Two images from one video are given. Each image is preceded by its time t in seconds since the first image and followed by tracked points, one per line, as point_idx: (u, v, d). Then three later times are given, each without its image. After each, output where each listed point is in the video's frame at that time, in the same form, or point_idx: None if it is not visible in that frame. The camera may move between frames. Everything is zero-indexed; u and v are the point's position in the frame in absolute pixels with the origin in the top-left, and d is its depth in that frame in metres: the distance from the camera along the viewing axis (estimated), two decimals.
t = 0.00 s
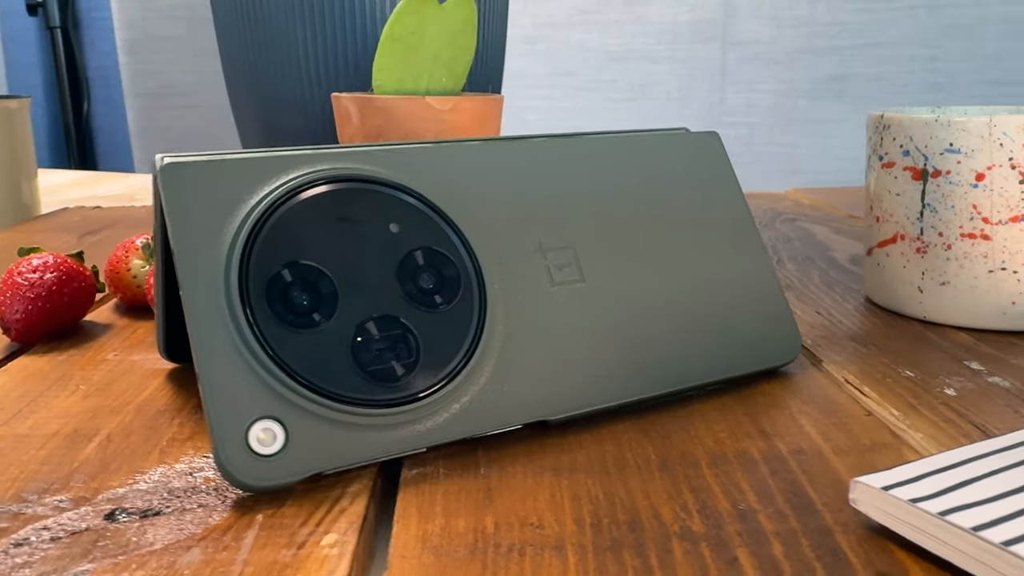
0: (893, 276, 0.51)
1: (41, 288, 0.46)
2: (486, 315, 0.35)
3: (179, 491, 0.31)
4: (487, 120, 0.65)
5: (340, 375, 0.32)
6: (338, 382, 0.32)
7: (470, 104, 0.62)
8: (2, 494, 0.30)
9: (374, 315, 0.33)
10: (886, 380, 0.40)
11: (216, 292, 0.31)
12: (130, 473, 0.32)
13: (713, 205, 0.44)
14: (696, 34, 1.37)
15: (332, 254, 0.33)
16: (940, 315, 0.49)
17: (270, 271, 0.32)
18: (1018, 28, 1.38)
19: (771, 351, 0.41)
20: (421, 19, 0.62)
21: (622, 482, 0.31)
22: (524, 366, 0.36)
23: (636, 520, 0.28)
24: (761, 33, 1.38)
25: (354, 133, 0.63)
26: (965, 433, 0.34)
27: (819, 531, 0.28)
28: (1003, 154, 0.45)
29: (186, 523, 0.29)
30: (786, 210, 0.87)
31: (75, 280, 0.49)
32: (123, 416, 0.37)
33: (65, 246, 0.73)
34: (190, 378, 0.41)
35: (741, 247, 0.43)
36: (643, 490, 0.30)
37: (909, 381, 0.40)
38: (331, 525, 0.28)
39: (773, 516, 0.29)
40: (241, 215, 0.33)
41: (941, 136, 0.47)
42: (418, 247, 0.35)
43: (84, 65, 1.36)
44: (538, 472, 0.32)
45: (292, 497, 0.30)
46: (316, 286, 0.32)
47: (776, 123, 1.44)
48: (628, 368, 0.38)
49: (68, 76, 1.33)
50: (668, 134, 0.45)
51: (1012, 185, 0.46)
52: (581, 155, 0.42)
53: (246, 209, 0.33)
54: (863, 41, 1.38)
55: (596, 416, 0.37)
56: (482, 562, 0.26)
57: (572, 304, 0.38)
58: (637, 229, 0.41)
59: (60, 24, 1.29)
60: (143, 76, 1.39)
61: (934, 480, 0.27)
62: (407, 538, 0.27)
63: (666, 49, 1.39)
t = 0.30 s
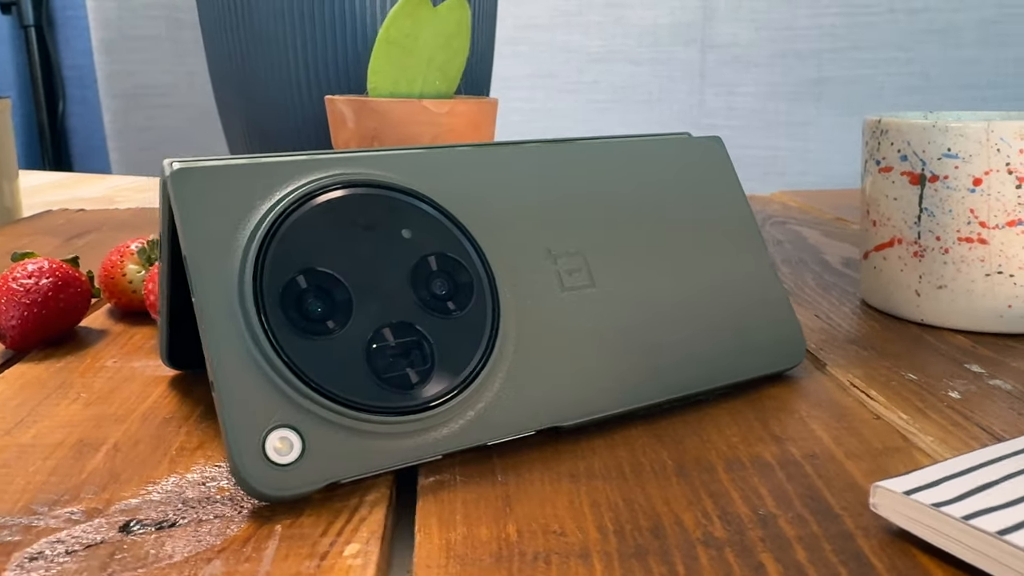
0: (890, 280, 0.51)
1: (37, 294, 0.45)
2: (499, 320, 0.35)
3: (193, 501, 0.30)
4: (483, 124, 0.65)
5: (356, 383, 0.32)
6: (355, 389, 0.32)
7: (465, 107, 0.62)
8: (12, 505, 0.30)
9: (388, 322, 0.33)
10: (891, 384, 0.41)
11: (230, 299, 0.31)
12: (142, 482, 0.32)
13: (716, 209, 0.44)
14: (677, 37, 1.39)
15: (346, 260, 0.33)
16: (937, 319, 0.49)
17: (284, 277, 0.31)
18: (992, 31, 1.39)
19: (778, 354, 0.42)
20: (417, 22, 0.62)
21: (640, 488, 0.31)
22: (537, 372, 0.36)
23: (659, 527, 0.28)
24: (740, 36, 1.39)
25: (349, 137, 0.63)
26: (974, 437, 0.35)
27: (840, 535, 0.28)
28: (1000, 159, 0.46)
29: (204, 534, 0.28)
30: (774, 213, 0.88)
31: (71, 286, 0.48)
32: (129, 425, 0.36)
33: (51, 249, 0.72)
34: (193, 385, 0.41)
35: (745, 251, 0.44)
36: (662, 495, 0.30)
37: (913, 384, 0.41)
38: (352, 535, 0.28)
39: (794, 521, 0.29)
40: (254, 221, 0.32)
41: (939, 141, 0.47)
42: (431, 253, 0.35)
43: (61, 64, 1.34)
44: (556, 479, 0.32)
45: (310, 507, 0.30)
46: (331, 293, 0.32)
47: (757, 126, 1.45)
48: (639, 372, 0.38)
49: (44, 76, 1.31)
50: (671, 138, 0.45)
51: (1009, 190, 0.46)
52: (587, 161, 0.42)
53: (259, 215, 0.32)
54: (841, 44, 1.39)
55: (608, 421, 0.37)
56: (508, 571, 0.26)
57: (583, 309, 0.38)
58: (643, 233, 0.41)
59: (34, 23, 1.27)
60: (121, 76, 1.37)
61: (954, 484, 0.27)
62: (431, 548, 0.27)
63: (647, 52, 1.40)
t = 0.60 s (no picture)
0: (884, 278, 0.52)
1: (28, 294, 0.45)
2: (507, 318, 0.35)
3: (201, 503, 0.30)
4: (475, 122, 0.64)
5: (366, 382, 0.31)
6: (365, 389, 0.31)
7: (458, 105, 0.62)
8: (13, 509, 0.29)
9: (397, 320, 0.33)
10: (893, 381, 0.41)
11: (237, 297, 0.30)
12: (147, 485, 0.31)
13: (718, 206, 0.44)
14: (655, 37, 1.39)
15: (354, 258, 0.33)
16: (932, 316, 0.50)
17: (292, 275, 0.31)
18: (965, 33, 1.40)
19: (780, 351, 0.42)
20: (409, 18, 0.62)
21: (653, 486, 0.31)
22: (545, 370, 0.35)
23: (675, 525, 0.28)
24: (718, 37, 1.40)
25: (341, 135, 0.62)
26: (979, 432, 0.35)
27: (856, 532, 0.28)
28: (995, 158, 0.46)
29: (214, 536, 0.28)
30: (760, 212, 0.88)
31: (63, 285, 0.47)
32: (128, 426, 0.36)
33: (32, 249, 0.70)
34: (191, 386, 0.40)
35: (746, 248, 0.44)
36: (676, 493, 0.30)
37: (914, 381, 0.41)
38: (366, 536, 0.28)
39: (809, 518, 0.29)
40: (260, 218, 0.32)
41: (935, 140, 0.48)
42: (438, 250, 0.34)
43: (33, 61, 1.33)
44: (568, 478, 0.32)
45: (322, 508, 0.29)
46: (339, 291, 0.32)
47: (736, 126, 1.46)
48: (645, 370, 0.38)
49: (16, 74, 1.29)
50: (671, 136, 0.45)
51: (1003, 188, 0.47)
52: (589, 158, 0.42)
53: (265, 212, 0.32)
54: (818, 46, 1.41)
55: (615, 419, 0.37)
56: (527, 570, 0.26)
57: (589, 307, 0.38)
58: (647, 231, 0.41)
59: (5, 20, 1.27)
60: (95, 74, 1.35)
61: (969, 479, 0.27)
62: (448, 548, 0.27)
63: (625, 52, 1.40)
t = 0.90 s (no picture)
0: (878, 276, 0.52)
1: (19, 294, 0.44)
2: (517, 317, 0.35)
3: (212, 506, 0.29)
4: (467, 120, 0.64)
5: (379, 382, 0.31)
6: (378, 388, 0.31)
7: (452, 103, 0.61)
8: (18, 514, 0.28)
9: (408, 319, 0.32)
10: (894, 378, 0.41)
11: (248, 296, 0.30)
12: (155, 488, 0.30)
13: (719, 204, 0.44)
14: (634, 36, 1.39)
15: (365, 257, 0.32)
16: (926, 313, 0.50)
17: (304, 274, 0.31)
18: (939, 36, 1.42)
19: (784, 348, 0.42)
20: (401, 16, 0.61)
21: (668, 484, 0.31)
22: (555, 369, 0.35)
23: (694, 523, 0.28)
24: (696, 37, 1.40)
25: (332, 133, 0.61)
26: (984, 428, 0.35)
27: (873, 527, 0.28)
28: (989, 157, 0.47)
29: (230, 539, 0.27)
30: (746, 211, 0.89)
31: (54, 285, 0.46)
32: (130, 429, 0.35)
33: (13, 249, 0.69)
34: (191, 387, 0.40)
35: (748, 246, 0.44)
36: (692, 491, 0.30)
37: (915, 377, 0.41)
38: (384, 538, 0.27)
39: (826, 514, 0.29)
40: (269, 216, 0.31)
41: (929, 140, 0.48)
42: (448, 248, 0.34)
43: (4, 58, 1.27)
44: (582, 477, 0.31)
45: (337, 510, 0.29)
46: (351, 290, 0.31)
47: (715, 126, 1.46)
48: (652, 368, 0.38)
49: None
50: (672, 134, 0.45)
51: (997, 187, 0.47)
52: (593, 156, 0.42)
53: (275, 210, 0.31)
54: (794, 48, 1.42)
55: (624, 417, 0.37)
56: (551, 570, 0.26)
57: (597, 305, 0.38)
58: (651, 229, 0.41)
59: None
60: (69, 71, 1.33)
61: (985, 474, 0.28)
62: (468, 548, 0.27)
63: (604, 52, 1.40)
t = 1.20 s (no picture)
0: (872, 277, 0.53)
1: (14, 296, 0.43)
2: (525, 319, 0.35)
3: (223, 511, 0.29)
4: (459, 120, 0.63)
5: (390, 385, 0.31)
6: (390, 392, 0.31)
7: (446, 103, 0.61)
8: (25, 522, 0.28)
9: (417, 322, 0.32)
10: (894, 377, 0.42)
11: (258, 299, 0.30)
12: (163, 493, 0.30)
13: (720, 205, 0.44)
14: (614, 37, 1.39)
15: (374, 259, 0.32)
16: (920, 313, 0.51)
17: (313, 276, 0.30)
18: (916, 38, 1.42)
19: (785, 349, 0.42)
20: (395, 16, 0.61)
21: (680, 485, 0.31)
22: (563, 371, 0.35)
23: (709, 524, 0.28)
24: (678, 39, 1.40)
25: (326, 133, 0.61)
26: (986, 427, 0.36)
27: (884, 527, 0.28)
28: (983, 159, 0.48)
29: (243, 545, 0.27)
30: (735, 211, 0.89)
31: (48, 288, 0.45)
32: (133, 433, 0.35)
33: None
34: (192, 391, 0.39)
35: (748, 247, 0.44)
36: (703, 493, 0.30)
37: (914, 377, 0.42)
38: (400, 542, 0.27)
39: (838, 514, 0.29)
40: (278, 218, 0.31)
41: (924, 142, 0.49)
42: (456, 251, 0.34)
43: None
44: (593, 479, 0.31)
45: (350, 515, 0.29)
46: (361, 293, 0.31)
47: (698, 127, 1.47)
48: (657, 370, 0.38)
49: None
50: (672, 136, 0.45)
51: (991, 189, 0.48)
52: (595, 158, 0.42)
53: (283, 212, 0.31)
54: (774, 51, 1.42)
55: (631, 419, 0.37)
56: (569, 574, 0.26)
57: (602, 307, 0.38)
58: (653, 231, 0.41)
59: None
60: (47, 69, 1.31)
61: (995, 474, 0.28)
62: (485, 553, 0.27)
63: (585, 53, 1.40)
